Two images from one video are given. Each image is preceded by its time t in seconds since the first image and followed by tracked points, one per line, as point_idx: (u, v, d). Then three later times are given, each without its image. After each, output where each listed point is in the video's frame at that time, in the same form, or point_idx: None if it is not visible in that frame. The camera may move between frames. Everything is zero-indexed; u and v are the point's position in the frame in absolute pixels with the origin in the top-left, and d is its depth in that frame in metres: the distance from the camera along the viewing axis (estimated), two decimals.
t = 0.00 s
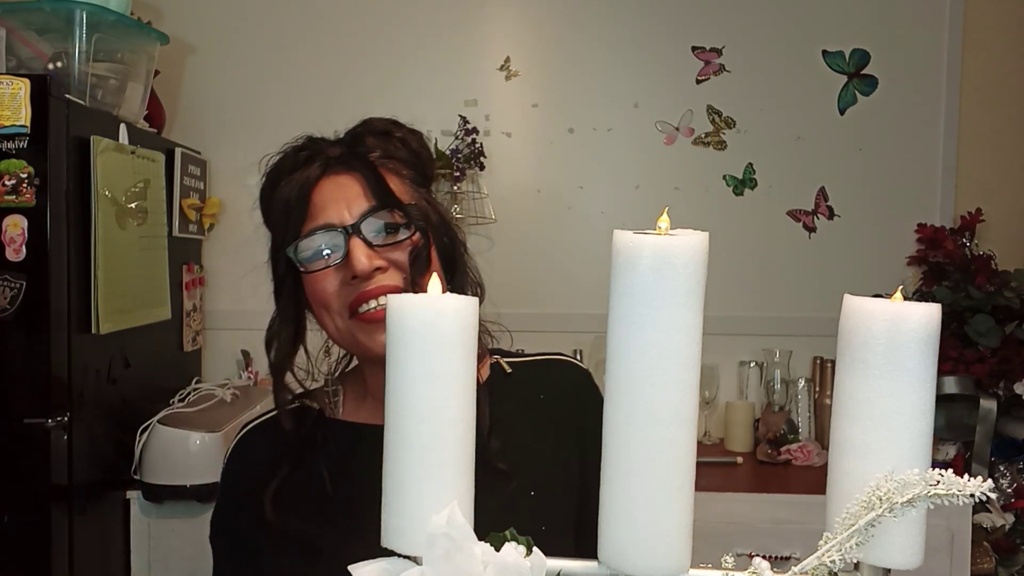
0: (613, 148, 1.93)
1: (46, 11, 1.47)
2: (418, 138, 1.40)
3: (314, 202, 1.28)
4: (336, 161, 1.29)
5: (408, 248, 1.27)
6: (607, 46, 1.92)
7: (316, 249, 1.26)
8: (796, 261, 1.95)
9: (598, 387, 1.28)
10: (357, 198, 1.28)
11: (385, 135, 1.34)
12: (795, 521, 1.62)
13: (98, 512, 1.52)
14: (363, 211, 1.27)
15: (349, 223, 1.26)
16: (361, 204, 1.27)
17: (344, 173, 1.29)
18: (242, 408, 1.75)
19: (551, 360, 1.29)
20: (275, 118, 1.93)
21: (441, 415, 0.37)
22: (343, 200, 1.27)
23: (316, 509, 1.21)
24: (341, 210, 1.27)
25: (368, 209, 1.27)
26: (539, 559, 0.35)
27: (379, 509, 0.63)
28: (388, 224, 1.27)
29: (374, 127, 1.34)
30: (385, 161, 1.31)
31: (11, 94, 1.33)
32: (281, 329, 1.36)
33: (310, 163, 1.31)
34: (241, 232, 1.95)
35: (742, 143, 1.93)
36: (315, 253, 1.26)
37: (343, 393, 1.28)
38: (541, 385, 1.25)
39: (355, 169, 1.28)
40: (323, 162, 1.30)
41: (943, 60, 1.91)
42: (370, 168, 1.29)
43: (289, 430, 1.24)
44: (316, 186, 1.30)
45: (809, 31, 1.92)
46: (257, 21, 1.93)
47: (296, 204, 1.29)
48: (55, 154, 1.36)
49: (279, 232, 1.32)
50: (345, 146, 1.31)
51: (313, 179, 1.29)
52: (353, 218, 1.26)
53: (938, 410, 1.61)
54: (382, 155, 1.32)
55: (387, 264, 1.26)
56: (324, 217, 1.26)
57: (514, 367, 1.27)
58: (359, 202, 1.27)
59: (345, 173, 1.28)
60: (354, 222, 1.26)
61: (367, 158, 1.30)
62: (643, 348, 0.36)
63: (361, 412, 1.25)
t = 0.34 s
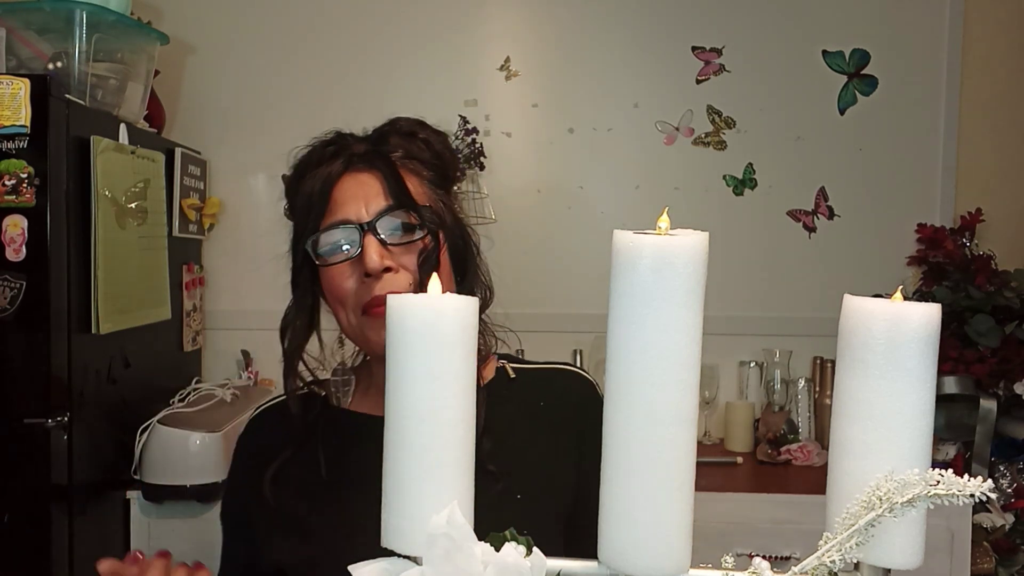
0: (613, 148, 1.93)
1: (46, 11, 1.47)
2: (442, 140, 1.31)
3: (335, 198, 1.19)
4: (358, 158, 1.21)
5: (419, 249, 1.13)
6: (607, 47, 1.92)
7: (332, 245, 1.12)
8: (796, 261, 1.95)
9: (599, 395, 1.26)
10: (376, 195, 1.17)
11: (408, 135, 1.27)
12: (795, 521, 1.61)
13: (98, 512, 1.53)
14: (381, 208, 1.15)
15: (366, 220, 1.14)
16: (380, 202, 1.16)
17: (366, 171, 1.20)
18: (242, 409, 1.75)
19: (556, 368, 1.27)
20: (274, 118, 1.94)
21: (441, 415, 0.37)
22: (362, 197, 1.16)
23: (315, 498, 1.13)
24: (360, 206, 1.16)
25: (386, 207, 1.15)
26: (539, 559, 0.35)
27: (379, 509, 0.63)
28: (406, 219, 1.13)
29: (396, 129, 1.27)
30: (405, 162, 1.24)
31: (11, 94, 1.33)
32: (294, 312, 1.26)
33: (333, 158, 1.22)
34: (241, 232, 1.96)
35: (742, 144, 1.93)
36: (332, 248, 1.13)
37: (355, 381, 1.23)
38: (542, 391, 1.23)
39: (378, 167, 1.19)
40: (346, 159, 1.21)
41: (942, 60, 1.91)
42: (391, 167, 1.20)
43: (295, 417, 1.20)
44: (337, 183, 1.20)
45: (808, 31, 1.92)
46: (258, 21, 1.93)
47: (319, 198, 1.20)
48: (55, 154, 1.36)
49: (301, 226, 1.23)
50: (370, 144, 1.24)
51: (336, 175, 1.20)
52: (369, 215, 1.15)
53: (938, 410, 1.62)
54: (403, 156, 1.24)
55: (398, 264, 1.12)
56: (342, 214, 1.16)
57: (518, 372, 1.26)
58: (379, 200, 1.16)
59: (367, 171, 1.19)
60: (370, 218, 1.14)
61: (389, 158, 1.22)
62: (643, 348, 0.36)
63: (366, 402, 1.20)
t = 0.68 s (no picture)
0: (613, 148, 1.93)
1: (46, 11, 1.47)
2: (474, 144, 1.67)
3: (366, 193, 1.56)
4: (391, 158, 1.56)
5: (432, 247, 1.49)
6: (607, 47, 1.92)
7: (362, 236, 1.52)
8: (796, 261, 1.95)
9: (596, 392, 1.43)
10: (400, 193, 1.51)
11: (440, 138, 1.61)
12: (795, 521, 1.62)
13: (98, 512, 1.52)
14: (402, 206, 1.50)
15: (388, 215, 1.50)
16: (402, 199, 1.50)
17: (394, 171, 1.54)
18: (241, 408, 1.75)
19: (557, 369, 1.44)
20: (274, 118, 1.93)
21: (441, 414, 0.37)
22: (387, 193, 1.51)
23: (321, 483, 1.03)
24: (385, 202, 1.51)
25: (407, 205, 1.50)
26: (540, 559, 0.35)
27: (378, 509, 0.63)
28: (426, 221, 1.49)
29: (433, 130, 1.65)
30: (432, 161, 1.54)
31: (11, 94, 1.33)
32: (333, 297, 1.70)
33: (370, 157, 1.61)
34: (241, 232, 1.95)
35: (742, 144, 1.93)
36: (361, 239, 1.53)
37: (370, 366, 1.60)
38: (540, 387, 1.43)
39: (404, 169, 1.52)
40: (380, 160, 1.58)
41: (942, 60, 1.91)
42: (416, 167, 1.52)
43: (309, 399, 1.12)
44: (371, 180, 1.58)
45: (808, 31, 1.92)
46: (257, 20, 1.93)
47: (354, 189, 1.59)
48: (55, 154, 1.36)
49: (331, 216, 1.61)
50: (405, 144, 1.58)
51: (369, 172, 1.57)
52: (392, 210, 1.50)
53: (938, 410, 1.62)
54: (431, 156, 1.54)
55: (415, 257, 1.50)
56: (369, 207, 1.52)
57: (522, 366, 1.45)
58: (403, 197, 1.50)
59: (393, 168, 1.52)
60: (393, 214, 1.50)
61: (418, 158, 1.53)
62: (643, 348, 0.36)
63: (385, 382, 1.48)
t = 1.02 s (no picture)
0: (613, 148, 1.93)
1: (46, 11, 1.47)
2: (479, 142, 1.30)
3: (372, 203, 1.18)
4: (397, 165, 1.20)
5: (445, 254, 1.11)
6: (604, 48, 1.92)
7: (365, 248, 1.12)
8: (796, 261, 1.95)
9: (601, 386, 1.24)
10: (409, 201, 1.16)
11: (446, 139, 1.26)
12: (796, 521, 1.61)
13: (98, 511, 1.52)
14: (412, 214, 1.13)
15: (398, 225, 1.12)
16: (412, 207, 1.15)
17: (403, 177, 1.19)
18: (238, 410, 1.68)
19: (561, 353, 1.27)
20: (274, 118, 1.94)
21: (442, 414, 0.37)
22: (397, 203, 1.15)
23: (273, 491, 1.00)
24: (393, 212, 1.15)
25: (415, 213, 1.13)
26: (539, 559, 0.35)
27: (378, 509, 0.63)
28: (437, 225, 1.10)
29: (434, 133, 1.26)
30: (441, 167, 1.23)
31: (11, 95, 1.33)
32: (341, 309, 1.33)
33: (377, 160, 1.23)
34: (241, 232, 1.95)
35: (742, 144, 1.94)
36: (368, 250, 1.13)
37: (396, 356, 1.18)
38: (544, 371, 1.23)
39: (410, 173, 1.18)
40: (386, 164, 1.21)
41: (942, 60, 1.91)
42: (423, 173, 1.19)
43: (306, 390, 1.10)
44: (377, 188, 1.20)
45: (808, 31, 1.92)
46: (258, 20, 1.93)
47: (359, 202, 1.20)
48: (55, 154, 1.36)
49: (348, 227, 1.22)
50: (412, 146, 1.24)
51: (376, 179, 1.20)
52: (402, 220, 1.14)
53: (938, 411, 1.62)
54: (440, 162, 1.23)
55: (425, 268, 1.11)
56: (378, 220, 1.15)
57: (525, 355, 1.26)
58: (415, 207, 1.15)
59: (402, 176, 1.18)
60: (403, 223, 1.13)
61: (425, 164, 1.21)
62: (642, 348, 0.36)
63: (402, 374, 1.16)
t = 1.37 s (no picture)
0: (613, 148, 1.93)
1: (46, 11, 1.47)
2: (496, 145, 1.28)
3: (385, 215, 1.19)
4: (411, 177, 1.20)
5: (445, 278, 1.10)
6: (604, 47, 1.92)
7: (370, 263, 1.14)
8: (796, 261, 1.95)
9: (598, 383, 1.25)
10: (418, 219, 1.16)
11: (462, 147, 1.24)
12: (796, 521, 1.61)
13: (98, 511, 1.52)
14: (417, 234, 1.14)
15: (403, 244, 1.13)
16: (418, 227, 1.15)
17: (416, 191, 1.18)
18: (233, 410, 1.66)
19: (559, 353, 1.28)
20: (274, 118, 1.94)
21: (442, 414, 0.37)
22: (405, 221, 1.16)
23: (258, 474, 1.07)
24: (401, 230, 1.16)
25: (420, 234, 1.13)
26: (539, 559, 0.35)
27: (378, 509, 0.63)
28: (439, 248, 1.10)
29: (451, 139, 1.25)
30: (454, 181, 1.21)
31: (11, 95, 1.33)
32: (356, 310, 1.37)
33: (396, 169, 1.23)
34: (241, 232, 1.96)
35: (741, 144, 1.93)
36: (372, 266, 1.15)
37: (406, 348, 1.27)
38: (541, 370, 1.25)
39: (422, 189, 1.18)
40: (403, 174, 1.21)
41: (942, 60, 1.91)
42: (431, 191, 1.18)
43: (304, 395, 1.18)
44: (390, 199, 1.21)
45: (808, 31, 1.92)
46: (258, 20, 1.93)
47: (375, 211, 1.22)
48: (55, 154, 1.36)
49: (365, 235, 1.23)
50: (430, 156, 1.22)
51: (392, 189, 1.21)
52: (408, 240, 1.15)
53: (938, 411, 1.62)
54: (455, 175, 1.22)
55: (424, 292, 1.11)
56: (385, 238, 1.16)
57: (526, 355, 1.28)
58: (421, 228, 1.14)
59: (411, 195, 1.18)
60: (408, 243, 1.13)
61: (437, 178, 1.20)
62: (642, 348, 0.36)
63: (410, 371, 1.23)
